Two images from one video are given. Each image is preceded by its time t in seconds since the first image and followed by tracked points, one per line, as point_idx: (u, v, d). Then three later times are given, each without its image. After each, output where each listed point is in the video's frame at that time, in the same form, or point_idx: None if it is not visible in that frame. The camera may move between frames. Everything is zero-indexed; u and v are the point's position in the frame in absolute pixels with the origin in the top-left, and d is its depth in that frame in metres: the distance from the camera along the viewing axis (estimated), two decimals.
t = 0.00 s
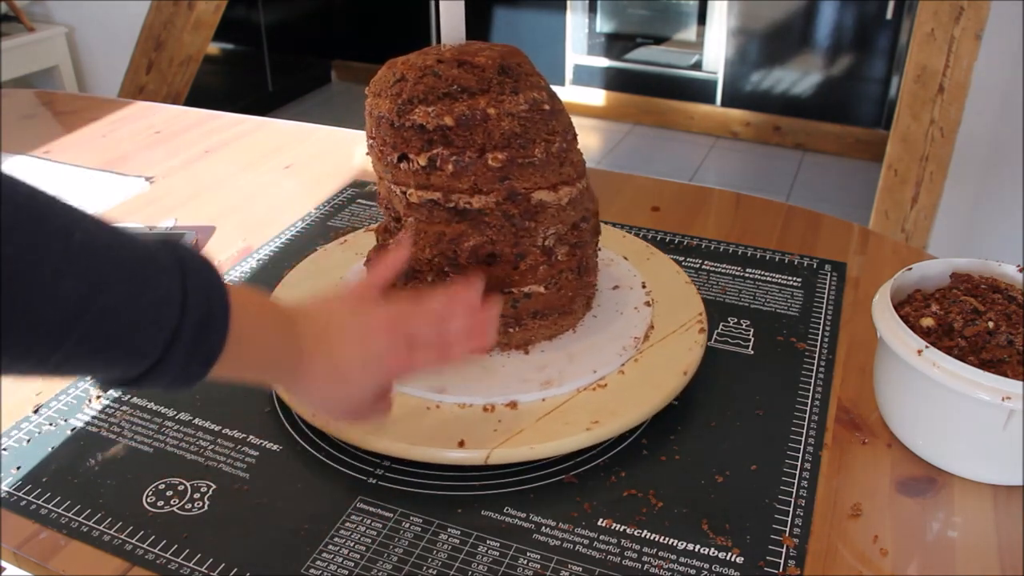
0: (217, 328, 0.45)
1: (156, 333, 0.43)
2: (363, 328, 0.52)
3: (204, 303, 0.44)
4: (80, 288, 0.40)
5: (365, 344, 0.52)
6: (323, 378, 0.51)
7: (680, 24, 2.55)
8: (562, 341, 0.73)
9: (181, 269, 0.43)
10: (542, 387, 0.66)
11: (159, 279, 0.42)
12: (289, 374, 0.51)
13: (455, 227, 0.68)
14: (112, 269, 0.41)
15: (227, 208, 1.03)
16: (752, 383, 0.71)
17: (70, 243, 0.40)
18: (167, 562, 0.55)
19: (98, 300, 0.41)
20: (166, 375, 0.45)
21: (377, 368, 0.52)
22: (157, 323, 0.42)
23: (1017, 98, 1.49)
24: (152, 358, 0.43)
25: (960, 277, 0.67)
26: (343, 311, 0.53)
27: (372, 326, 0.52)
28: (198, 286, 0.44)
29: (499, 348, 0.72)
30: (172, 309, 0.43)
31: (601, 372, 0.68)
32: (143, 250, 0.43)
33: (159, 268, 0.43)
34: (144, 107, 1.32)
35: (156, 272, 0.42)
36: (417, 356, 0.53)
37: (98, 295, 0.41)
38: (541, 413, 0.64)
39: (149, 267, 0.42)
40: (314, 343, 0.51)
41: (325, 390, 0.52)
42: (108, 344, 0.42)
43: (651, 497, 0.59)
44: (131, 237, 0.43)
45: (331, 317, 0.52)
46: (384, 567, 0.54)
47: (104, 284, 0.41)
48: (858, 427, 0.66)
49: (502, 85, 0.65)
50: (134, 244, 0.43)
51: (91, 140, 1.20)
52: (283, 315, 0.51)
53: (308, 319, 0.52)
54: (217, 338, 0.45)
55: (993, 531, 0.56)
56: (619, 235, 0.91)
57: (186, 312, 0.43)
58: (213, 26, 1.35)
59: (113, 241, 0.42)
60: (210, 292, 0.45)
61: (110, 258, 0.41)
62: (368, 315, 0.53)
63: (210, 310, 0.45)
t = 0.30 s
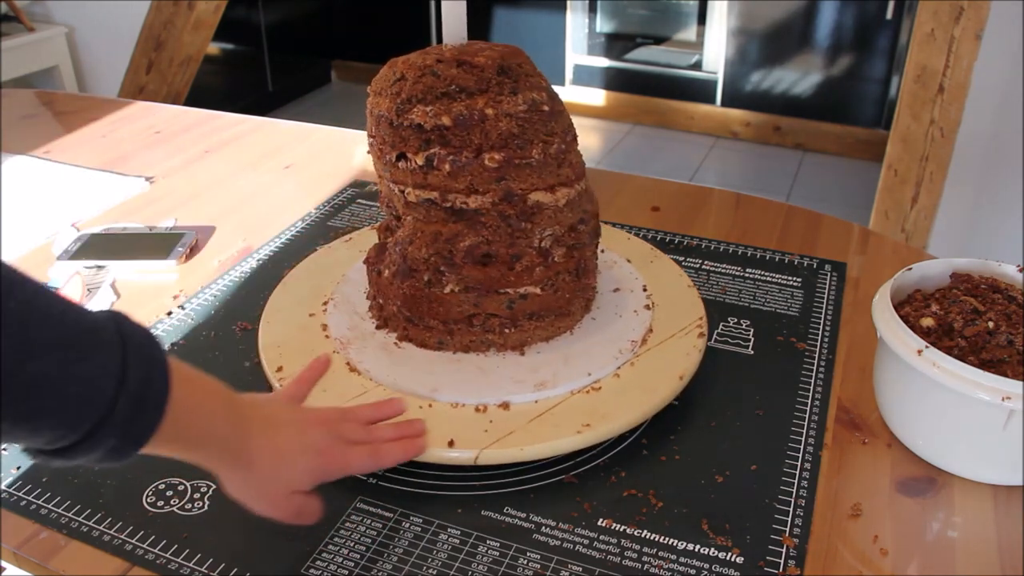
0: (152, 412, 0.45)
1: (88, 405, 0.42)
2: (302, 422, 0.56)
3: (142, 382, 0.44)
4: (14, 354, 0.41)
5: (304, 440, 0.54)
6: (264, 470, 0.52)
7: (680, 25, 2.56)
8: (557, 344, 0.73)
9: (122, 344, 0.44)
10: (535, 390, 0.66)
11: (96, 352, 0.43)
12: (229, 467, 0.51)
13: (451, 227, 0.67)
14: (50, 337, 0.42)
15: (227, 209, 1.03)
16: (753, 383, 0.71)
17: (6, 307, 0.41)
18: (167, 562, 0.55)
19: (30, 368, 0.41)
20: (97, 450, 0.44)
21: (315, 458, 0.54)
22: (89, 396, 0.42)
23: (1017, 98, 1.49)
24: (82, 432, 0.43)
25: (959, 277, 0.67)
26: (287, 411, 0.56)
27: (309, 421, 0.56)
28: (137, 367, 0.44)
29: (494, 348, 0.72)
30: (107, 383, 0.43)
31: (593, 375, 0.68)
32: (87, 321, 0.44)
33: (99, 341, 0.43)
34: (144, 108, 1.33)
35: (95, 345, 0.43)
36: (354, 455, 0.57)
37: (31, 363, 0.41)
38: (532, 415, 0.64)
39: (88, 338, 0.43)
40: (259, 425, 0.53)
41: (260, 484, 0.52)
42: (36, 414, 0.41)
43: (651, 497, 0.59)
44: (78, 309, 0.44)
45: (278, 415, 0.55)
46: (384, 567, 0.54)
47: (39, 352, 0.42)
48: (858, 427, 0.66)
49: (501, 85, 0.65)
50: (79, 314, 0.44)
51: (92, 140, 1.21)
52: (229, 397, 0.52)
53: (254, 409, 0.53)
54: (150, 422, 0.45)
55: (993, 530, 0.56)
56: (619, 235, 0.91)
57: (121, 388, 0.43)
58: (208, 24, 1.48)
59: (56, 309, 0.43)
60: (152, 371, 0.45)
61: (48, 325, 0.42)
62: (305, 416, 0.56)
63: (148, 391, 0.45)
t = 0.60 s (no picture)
0: (92, 400, 0.48)
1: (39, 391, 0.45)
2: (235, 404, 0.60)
3: (83, 372, 0.47)
4: None
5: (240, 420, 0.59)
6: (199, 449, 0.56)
7: (680, 25, 2.57)
8: (528, 355, 0.71)
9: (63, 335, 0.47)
10: (484, 395, 0.66)
11: (43, 342, 0.46)
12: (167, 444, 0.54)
13: (427, 222, 0.69)
14: None
15: (227, 209, 1.03)
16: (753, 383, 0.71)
17: None
18: (167, 562, 0.55)
19: None
20: (37, 437, 0.46)
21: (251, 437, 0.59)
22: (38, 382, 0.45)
23: (1017, 98, 1.49)
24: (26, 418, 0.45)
25: (959, 277, 0.67)
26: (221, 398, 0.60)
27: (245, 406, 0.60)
28: (77, 356, 0.47)
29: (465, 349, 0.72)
30: (53, 370, 0.46)
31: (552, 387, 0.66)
32: (29, 312, 0.46)
33: (45, 332, 0.46)
34: (144, 107, 1.32)
35: (41, 335, 0.46)
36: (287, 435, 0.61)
37: None
38: (478, 418, 0.64)
39: (35, 327, 0.46)
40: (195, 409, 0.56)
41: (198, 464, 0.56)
42: None
43: (651, 497, 0.59)
44: (17, 301, 0.46)
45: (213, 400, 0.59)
46: (384, 567, 0.54)
47: None
48: (858, 427, 0.66)
49: (491, 87, 0.64)
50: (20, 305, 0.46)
51: (92, 140, 1.21)
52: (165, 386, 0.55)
53: (190, 395, 0.57)
54: (90, 409, 0.48)
55: (993, 530, 0.56)
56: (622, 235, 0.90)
57: (66, 376, 0.46)
58: (211, 28, 1.61)
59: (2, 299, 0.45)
60: (90, 361, 0.48)
61: None
62: (235, 399, 0.61)
63: (88, 380, 0.48)
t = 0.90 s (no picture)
0: (82, 357, 0.51)
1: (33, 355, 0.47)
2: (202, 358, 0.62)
3: (72, 334, 0.50)
4: None
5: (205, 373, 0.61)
6: (175, 402, 0.59)
7: (680, 24, 2.56)
8: (472, 363, 0.70)
9: (48, 299, 0.49)
10: (404, 386, 0.66)
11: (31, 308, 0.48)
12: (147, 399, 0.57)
13: (401, 209, 0.71)
14: None
15: (227, 209, 1.03)
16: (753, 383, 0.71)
17: None
18: (167, 562, 0.55)
19: None
20: (35, 399, 0.48)
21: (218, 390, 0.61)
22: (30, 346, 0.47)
23: (1017, 98, 1.49)
24: (22, 383, 0.47)
25: (959, 277, 0.67)
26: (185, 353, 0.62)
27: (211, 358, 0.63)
28: (65, 320, 0.50)
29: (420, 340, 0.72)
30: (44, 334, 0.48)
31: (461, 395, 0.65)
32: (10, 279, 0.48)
33: (30, 298, 0.48)
34: (145, 107, 1.32)
35: (27, 302, 0.48)
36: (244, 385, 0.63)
37: None
38: (389, 404, 0.65)
39: (20, 294, 0.47)
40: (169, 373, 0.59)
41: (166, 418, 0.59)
42: None
43: (651, 497, 0.59)
44: None
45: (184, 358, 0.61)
46: (384, 567, 0.54)
47: None
48: (858, 427, 0.66)
49: (474, 88, 0.64)
50: None
51: (92, 140, 1.21)
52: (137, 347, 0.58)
53: (163, 356, 0.59)
54: (82, 367, 0.51)
55: (993, 531, 0.56)
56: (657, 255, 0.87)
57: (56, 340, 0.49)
58: (211, 28, 1.64)
59: None
60: (77, 326, 0.50)
61: None
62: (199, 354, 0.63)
63: (77, 341, 0.50)
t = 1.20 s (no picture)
0: (128, 363, 0.49)
1: (70, 362, 0.46)
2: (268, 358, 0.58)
3: (114, 339, 0.48)
4: None
5: (278, 374, 0.57)
6: (245, 411, 0.55)
7: (680, 25, 2.57)
8: (424, 355, 0.71)
9: (89, 302, 0.48)
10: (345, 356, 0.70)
11: (68, 312, 0.46)
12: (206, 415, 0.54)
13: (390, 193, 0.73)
14: (24, 300, 0.45)
15: (227, 209, 1.03)
16: (753, 383, 0.71)
17: None
18: (167, 562, 0.55)
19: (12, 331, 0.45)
20: (79, 410, 0.47)
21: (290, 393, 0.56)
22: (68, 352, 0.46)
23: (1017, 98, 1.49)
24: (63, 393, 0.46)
25: (959, 277, 0.67)
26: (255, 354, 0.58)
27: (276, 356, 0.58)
28: (108, 324, 0.48)
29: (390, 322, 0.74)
30: (83, 340, 0.47)
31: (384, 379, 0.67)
32: (53, 285, 0.47)
33: (68, 301, 0.47)
34: (144, 108, 1.33)
35: (65, 306, 0.47)
36: (329, 383, 0.59)
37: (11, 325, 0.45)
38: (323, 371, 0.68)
39: (59, 298, 0.47)
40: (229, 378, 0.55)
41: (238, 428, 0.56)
42: (24, 375, 0.45)
43: (651, 497, 0.59)
44: (42, 275, 0.48)
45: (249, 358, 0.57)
46: (384, 567, 0.54)
47: (15, 316, 0.45)
48: (858, 427, 0.66)
49: (458, 87, 0.64)
50: (45, 278, 0.47)
51: (92, 140, 1.21)
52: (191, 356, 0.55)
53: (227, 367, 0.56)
54: (128, 373, 0.49)
55: (993, 531, 0.56)
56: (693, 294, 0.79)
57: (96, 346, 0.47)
58: (211, 28, 1.63)
59: (23, 275, 0.46)
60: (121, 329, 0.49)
61: (20, 292, 0.45)
62: (276, 357, 0.58)
63: (120, 347, 0.49)
